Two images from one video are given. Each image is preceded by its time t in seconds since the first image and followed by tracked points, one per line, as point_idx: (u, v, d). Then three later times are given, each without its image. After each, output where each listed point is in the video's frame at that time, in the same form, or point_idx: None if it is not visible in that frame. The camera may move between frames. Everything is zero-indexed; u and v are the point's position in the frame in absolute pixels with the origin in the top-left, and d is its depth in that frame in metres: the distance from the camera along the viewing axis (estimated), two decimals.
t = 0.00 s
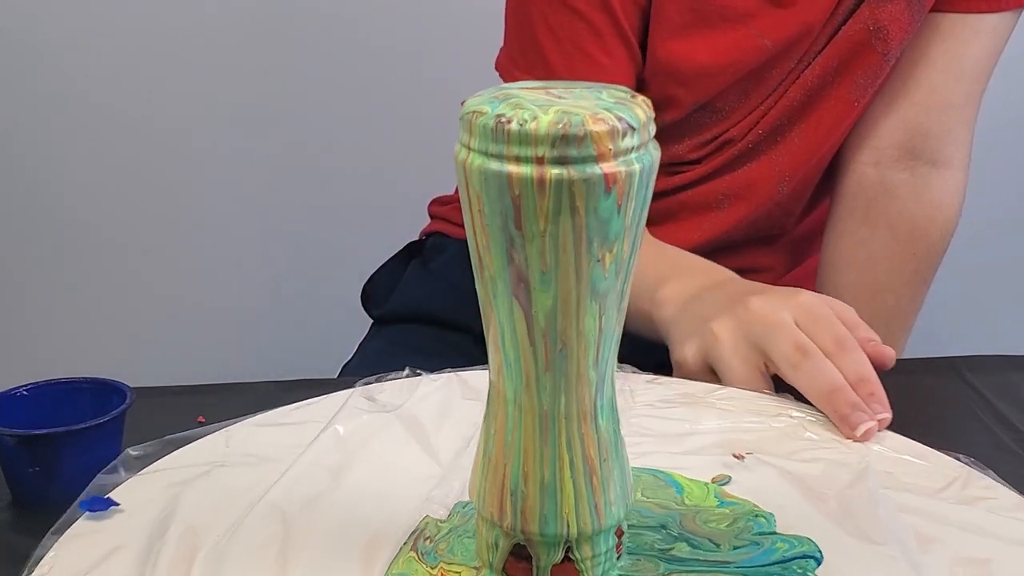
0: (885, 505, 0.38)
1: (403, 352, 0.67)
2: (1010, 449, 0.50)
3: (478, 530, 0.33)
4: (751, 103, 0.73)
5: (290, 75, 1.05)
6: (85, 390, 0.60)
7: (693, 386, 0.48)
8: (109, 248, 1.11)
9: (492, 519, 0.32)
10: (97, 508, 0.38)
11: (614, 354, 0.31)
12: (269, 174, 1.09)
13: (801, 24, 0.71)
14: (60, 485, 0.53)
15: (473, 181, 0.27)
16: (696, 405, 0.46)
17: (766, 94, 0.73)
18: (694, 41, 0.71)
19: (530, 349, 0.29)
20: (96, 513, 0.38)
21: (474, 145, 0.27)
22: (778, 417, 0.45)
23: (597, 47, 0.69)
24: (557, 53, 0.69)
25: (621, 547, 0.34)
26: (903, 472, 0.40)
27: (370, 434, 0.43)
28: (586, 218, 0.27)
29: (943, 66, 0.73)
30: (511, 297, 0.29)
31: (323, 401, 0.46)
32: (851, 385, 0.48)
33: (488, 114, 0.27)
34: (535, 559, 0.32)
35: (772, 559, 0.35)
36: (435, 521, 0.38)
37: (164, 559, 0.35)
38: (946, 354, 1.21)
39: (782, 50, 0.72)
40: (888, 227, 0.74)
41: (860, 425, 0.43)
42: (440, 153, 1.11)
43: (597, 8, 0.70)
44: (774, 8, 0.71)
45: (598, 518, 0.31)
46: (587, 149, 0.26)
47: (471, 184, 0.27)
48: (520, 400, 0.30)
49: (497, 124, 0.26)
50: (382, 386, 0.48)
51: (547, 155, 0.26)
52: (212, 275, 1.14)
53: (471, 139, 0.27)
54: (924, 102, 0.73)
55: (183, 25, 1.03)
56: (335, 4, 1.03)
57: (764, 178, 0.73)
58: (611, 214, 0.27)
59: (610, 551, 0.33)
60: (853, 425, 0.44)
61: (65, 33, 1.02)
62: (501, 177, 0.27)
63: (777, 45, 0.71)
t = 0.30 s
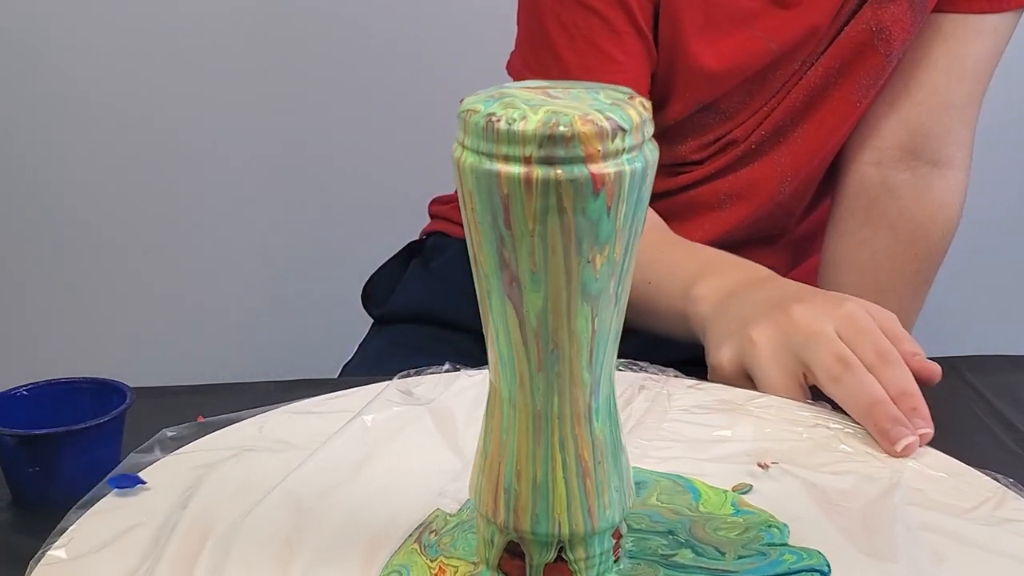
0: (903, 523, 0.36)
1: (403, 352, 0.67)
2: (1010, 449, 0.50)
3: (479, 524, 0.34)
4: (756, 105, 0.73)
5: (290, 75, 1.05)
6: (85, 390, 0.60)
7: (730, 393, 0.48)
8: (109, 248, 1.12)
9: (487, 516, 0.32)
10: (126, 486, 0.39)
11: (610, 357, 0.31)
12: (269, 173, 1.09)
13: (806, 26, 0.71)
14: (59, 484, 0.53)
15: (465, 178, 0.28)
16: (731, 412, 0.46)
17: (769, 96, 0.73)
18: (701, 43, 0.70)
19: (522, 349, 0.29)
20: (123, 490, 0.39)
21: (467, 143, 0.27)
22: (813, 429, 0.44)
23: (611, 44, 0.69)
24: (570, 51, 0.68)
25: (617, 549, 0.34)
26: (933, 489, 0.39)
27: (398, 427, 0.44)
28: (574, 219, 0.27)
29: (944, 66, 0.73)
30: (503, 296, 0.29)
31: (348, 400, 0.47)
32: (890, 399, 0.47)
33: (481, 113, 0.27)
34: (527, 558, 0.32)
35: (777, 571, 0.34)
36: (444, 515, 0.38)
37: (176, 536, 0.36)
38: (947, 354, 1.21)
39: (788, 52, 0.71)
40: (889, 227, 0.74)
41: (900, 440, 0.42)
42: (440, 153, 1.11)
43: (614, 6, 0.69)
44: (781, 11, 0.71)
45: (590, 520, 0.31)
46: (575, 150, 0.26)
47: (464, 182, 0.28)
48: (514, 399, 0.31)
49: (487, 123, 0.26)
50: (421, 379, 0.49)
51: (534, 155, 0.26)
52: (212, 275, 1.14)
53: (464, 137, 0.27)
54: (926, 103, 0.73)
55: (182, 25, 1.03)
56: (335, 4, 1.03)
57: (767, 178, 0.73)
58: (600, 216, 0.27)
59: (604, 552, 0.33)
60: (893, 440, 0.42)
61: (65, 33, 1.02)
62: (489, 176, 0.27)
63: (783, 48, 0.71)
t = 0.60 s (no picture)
0: (911, 534, 0.36)
1: (403, 352, 0.67)
2: (1010, 449, 0.50)
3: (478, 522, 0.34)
4: (757, 106, 0.73)
5: (289, 76, 1.05)
6: (85, 390, 0.60)
7: (745, 395, 0.47)
8: (110, 249, 1.12)
9: (485, 515, 0.32)
10: (139, 476, 0.40)
11: (608, 358, 0.31)
12: (269, 174, 1.09)
13: (806, 27, 0.71)
14: (59, 484, 0.53)
15: (462, 177, 0.28)
16: (745, 415, 0.45)
17: (770, 98, 0.73)
18: (705, 43, 0.71)
19: (518, 348, 0.30)
20: (136, 481, 0.40)
21: (464, 141, 0.27)
22: (828, 433, 0.44)
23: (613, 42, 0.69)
24: (576, 53, 0.68)
25: (616, 551, 0.34)
26: (948, 498, 0.38)
27: (410, 424, 0.44)
28: (568, 219, 0.27)
29: (944, 66, 0.73)
30: (500, 295, 0.29)
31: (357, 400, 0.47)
32: (919, 386, 0.48)
33: (477, 112, 0.27)
34: (524, 557, 0.32)
35: None
36: (448, 512, 0.38)
37: (182, 528, 0.36)
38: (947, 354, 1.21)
39: (789, 53, 0.71)
40: (889, 227, 0.74)
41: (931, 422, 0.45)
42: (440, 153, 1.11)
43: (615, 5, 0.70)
44: (782, 11, 0.71)
45: (586, 521, 0.31)
46: (569, 150, 0.26)
47: (461, 181, 0.28)
48: (511, 398, 0.31)
49: (482, 123, 0.27)
50: (437, 377, 0.50)
51: (528, 155, 0.26)
52: (212, 275, 1.14)
53: (461, 136, 0.28)
54: (926, 103, 0.73)
55: (182, 25, 1.03)
56: (335, 4, 1.03)
57: (768, 178, 0.73)
58: (594, 217, 0.27)
59: (601, 553, 0.33)
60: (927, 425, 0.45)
61: (64, 33, 1.02)
62: (484, 175, 0.27)
63: (784, 49, 0.71)
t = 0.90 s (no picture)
0: (911, 535, 0.36)
1: (403, 353, 0.67)
2: (1010, 449, 0.50)
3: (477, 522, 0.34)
4: (749, 105, 0.74)
5: (289, 75, 1.06)
6: (85, 390, 0.60)
7: (745, 395, 0.48)
8: (108, 248, 1.12)
9: (485, 515, 0.32)
10: (139, 477, 0.40)
11: (608, 358, 0.31)
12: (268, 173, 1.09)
13: (796, 22, 0.71)
14: (60, 484, 0.53)
15: (461, 176, 0.28)
16: (745, 415, 0.45)
17: (762, 95, 0.73)
18: (690, 41, 0.73)
19: (518, 348, 0.30)
20: (136, 481, 0.40)
21: (464, 141, 0.28)
22: (827, 433, 0.44)
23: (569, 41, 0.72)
24: (532, 50, 0.72)
25: (616, 551, 0.34)
26: (947, 498, 0.38)
27: (410, 424, 0.44)
28: (568, 219, 0.27)
29: (940, 66, 0.73)
30: (500, 295, 0.29)
31: (356, 402, 0.47)
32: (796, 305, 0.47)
33: (477, 112, 0.27)
34: (524, 557, 0.32)
35: None
36: (448, 512, 0.38)
37: (182, 528, 0.37)
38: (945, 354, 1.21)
39: (778, 50, 0.72)
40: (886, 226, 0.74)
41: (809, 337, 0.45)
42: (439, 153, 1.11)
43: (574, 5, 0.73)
44: (769, 9, 0.72)
45: (586, 522, 0.31)
46: (569, 150, 0.26)
47: (460, 180, 0.28)
48: (511, 398, 0.31)
49: (482, 122, 0.27)
50: (437, 377, 0.50)
51: (528, 155, 0.26)
52: (211, 274, 1.14)
53: (461, 136, 0.28)
54: (922, 102, 0.73)
55: (181, 24, 1.03)
56: (335, 4, 1.03)
57: (765, 179, 0.73)
58: (594, 217, 0.27)
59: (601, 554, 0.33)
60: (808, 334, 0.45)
61: (64, 33, 1.02)
62: (483, 174, 0.27)
63: (772, 46, 0.72)
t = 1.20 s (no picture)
0: (911, 535, 0.36)
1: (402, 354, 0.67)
2: (1010, 449, 0.50)
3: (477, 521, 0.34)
4: (741, 101, 0.74)
5: (289, 77, 1.06)
6: (85, 390, 0.60)
7: (744, 395, 0.48)
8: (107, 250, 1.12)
9: (485, 515, 0.32)
10: (140, 477, 0.40)
11: (608, 359, 0.31)
12: (268, 175, 1.10)
13: (783, 18, 0.72)
14: (60, 484, 0.53)
15: (462, 176, 0.28)
16: (744, 415, 0.46)
17: (754, 88, 0.74)
18: (677, 35, 0.75)
19: (518, 349, 0.30)
20: (136, 481, 0.40)
21: (464, 141, 0.28)
22: (826, 433, 0.44)
23: (545, 40, 0.78)
24: (507, 44, 0.77)
25: (616, 551, 0.34)
26: (947, 498, 0.38)
27: (410, 423, 0.45)
28: (568, 219, 0.27)
29: (934, 65, 0.73)
30: (500, 295, 0.29)
31: (357, 402, 0.47)
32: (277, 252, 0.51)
33: (477, 112, 0.27)
34: (524, 557, 0.32)
35: None
36: (448, 512, 0.38)
37: (183, 528, 0.37)
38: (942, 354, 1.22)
39: (767, 46, 0.73)
40: (882, 226, 0.74)
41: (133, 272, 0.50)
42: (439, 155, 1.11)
43: (553, 5, 0.78)
44: (758, 4, 0.72)
45: (586, 522, 0.32)
46: (569, 150, 0.26)
47: (461, 180, 0.28)
48: (511, 398, 0.31)
49: (482, 122, 0.27)
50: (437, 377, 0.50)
51: (528, 155, 0.26)
52: (210, 277, 1.14)
53: (461, 136, 0.28)
54: (916, 101, 0.73)
55: (182, 26, 1.03)
56: (335, 5, 1.03)
57: (761, 179, 0.74)
58: (594, 217, 0.27)
59: (601, 553, 0.33)
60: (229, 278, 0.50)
61: (64, 34, 1.02)
62: (484, 175, 0.27)
63: (760, 39, 0.72)
